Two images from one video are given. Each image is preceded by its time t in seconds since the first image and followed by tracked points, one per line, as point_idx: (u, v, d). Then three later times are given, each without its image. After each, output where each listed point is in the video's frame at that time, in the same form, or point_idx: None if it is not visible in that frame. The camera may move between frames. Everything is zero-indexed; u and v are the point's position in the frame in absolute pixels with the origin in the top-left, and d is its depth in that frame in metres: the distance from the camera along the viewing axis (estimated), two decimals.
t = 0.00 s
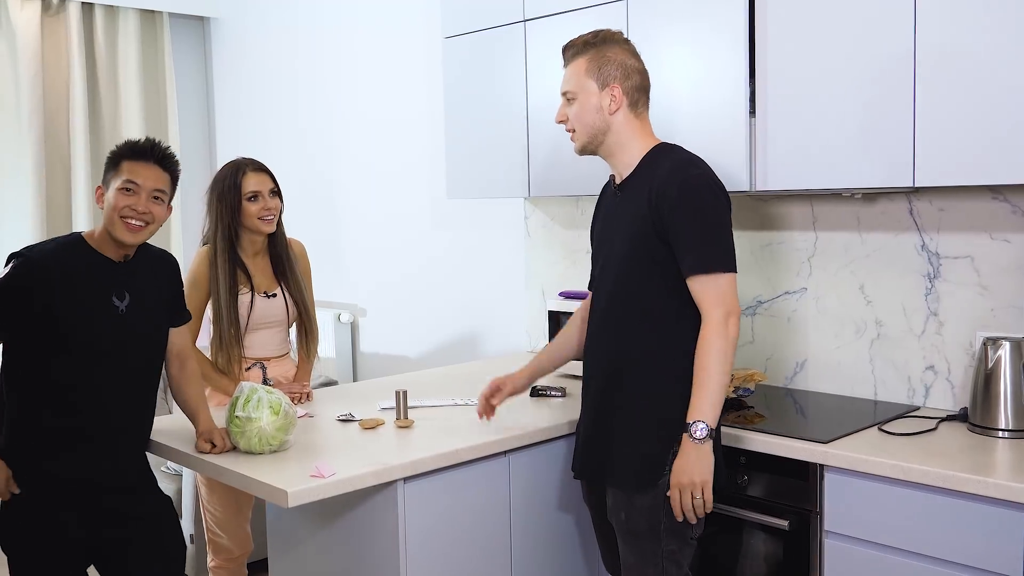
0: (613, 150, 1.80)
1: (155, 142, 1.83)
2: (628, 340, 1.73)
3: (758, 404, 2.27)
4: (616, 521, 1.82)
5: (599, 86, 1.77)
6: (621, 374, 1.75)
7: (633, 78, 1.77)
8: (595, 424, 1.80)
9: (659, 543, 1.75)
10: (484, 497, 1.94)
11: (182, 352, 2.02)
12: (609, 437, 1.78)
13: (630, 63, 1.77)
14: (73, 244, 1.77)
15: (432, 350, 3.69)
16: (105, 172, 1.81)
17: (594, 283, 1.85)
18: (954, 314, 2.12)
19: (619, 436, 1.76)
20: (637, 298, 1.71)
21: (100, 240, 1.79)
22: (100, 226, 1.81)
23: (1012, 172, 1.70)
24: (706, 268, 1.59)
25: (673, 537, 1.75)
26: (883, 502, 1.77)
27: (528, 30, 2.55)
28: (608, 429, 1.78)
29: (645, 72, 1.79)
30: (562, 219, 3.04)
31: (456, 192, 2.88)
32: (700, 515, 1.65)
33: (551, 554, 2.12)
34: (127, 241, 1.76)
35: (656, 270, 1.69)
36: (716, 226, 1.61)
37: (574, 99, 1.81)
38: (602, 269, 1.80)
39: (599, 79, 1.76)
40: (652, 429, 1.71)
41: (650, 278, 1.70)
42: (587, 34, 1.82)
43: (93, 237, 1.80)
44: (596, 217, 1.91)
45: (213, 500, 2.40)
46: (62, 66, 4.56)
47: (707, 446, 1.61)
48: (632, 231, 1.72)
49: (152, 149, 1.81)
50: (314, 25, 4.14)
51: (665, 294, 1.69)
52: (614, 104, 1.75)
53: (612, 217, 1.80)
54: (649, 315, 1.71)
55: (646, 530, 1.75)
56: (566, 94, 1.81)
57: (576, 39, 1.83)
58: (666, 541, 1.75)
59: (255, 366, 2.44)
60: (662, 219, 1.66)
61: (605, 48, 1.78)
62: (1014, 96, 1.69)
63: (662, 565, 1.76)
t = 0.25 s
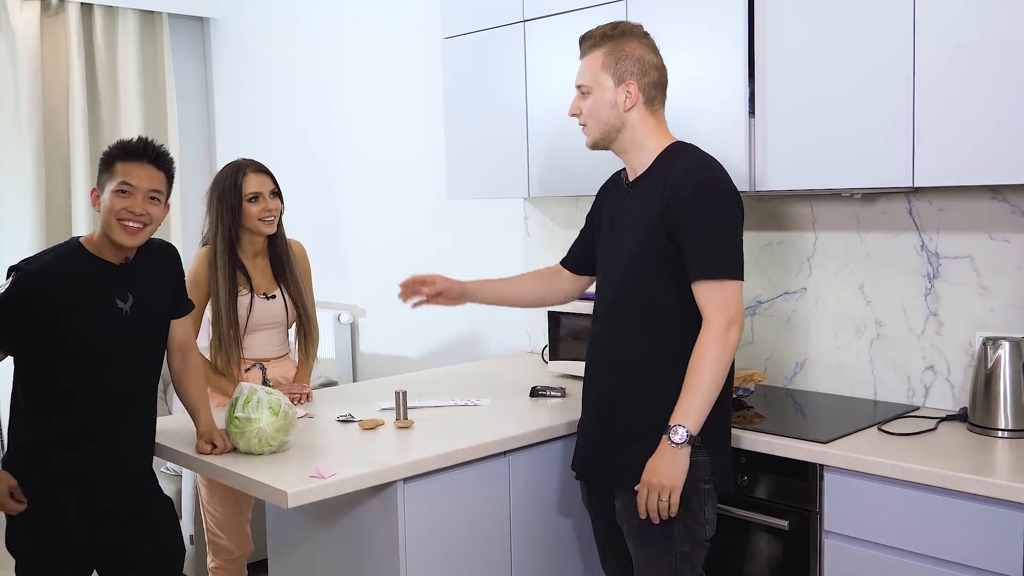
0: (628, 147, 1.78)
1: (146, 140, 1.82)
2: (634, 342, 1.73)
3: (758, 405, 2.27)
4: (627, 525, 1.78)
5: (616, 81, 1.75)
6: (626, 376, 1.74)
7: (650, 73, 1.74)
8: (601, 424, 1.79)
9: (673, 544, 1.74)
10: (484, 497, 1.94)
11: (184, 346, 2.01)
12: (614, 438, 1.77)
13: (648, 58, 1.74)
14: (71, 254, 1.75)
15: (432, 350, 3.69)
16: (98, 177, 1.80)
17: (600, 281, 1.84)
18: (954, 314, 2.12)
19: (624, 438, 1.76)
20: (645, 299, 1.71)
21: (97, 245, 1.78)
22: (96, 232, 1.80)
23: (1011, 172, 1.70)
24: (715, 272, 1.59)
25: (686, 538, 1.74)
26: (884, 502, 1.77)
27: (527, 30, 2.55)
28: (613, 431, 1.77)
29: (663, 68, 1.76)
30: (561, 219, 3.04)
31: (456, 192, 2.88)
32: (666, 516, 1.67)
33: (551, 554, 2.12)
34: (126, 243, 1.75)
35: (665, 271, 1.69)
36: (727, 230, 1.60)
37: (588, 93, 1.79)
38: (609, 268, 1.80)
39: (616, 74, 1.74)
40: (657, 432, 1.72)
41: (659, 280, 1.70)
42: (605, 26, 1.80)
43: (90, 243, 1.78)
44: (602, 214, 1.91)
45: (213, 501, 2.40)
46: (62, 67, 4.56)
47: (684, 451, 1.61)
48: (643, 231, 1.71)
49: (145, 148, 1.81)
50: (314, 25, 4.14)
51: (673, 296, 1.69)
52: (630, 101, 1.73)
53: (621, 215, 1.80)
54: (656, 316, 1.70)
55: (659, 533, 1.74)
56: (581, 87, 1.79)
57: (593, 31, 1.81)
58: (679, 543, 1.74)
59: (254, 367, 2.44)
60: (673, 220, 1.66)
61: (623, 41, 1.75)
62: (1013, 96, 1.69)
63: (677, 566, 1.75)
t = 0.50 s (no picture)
0: (642, 148, 1.77)
1: (147, 148, 1.81)
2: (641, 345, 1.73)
3: (757, 407, 2.27)
4: (639, 530, 1.76)
5: (632, 82, 1.73)
6: (633, 379, 1.74)
7: (667, 74, 1.73)
8: (606, 427, 1.79)
9: (686, 547, 1.73)
10: (484, 500, 1.94)
11: (184, 347, 2.01)
12: (619, 441, 1.77)
13: (665, 58, 1.72)
14: (69, 261, 1.76)
15: (432, 352, 3.69)
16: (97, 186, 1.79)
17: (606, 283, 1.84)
18: (954, 317, 2.12)
19: (629, 441, 1.76)
20: (653, 303, 1.71)
21: (96, 253, 1.77)
22: (94, 240, 1.79)
23: (1010, 174, 1.70)
24: (725, 279, 1.58)
25: (698, 542, 1.74)
26: (883, 504, 1.77)
27: (527, 33, 2.56)
28: (618, 433, 1.77)
29: (679, 69, 1.75)
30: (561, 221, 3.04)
31: (455, 194, 2.88)
32: (644, 516, 1.64)
33: (551, 557, 2.12)
34: (127, 252, 1.75)
35: (675, 275, 1.69)
36: (738, 237, 1.60)
37: (603, 94, 1.77)
38: (617, 270, 1.79)
39: (632, 75, 1.72)
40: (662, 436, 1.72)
41: (668, 285, 1.69)
42: (621, 24, 1.77)
43: (89, 251, 1.78)
44: (608, 214, 1.90)
45: (212, 503, 2.40)
46: (62, 69, 4.56)
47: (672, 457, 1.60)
48: (653, 234, 1.71)
49: (145, 156, 1.80)
50: (314, 27, 4.15)
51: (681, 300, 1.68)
52: (646, 102, 1.72)
53: (630, 217, 1.79)
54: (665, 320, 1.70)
55: (671, 538, 1.73)
56: (596, 88, 1.77)
57: (609, 28, 1.79)
58: (691, 546, 1.74)
59: (255, 369, 2.44)
60: (685, 225, 1.65)
61: (640, 41, 1.73)
62: (1013, 98, 1.69)
63: (691, 568, 1.74)
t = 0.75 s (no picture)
0: (649, 150, 1.76)
1: (145, 150, 1.81)
2: (648, 350, 1.72)
3: (757, 407, 2.27)
4: (647, 530, 1.78)
5: (639, 84, 1.72)
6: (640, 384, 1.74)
7: (675, 76, 1.72)
8: (614, 431, 1.79)
9: (694, 549, 1.73)
10: (484, 500, 1.94)
11: (183, 347, 2.00)
12: (627, 445, 1.77)
13: (673, 60, 1.72)
14: (65, 262, 1.75)
15: (432, 353, 3.69)
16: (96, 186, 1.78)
17: (614, 286, 1.83)
18: (953, 317, 2.12)
19: (636, 445, 1.75)
20: (661, 308, 1.70)
21: (96, 254, 1.77)
22: (94, 240, 1.79)
23: (1010, 174, 1.70)
24: (737, 287, 1.57)
25: (707, 543, 1.73)
26: (883, 505, 1.77)
27: (527, 33, 2.56)
28: (626, 438, 1.77)
29: (687, 71, 1.74)
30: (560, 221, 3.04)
31: (455, 194, 2.88)
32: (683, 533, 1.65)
33: (550, 557, 2.12)
34: (129, 252, 1.75)
35: (684, 282, 1.68)
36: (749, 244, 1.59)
37: (610, 95, 1.76)
38: (625, 274, 1.78)
39: (640, 77, 1.71)
40: (670, 441, 1.71)
41: (678, 291, 1.68)
42: (629, 24, 1.77)
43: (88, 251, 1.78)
44: (615, 216, 1.89)
45: (212, 503, 2.40)
46: (61, 69, 4.56)
47: (704, 472, 1.60)
48: (661, 239, 1.70)
49: (144, 157, 1.80)
50: (313, 28, 4.15)
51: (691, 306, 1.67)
52: (654, 105, 1.71)
53: (637, 221, 1.78)
54: (673, 326, 1.69)
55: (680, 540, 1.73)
56: (603, 89, 1.76)
57: (617, 28, 1.78)
58: (701, 548, 1.73)
59: (255, 369, 2.44)
60: (694, 231, 1.64)
61: (648, 42, 1.72)
62: (1012, 99, 1.69)
63: (699, 569, 1.73)
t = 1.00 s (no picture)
0: (649, 152, 1.76)
1: (145, 149, 1.82)
2: (651, 353, 1.72)
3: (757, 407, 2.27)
4: (649, 529, 1.76)
5: (640, 86, 1.72)
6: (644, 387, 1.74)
7: (677, 78, 1.72)
8: (619, 433, 1.79)
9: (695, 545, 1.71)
10: (484, 499, 1.94)
11: (183, 347, 2.00)
12: (631, 447, 1.77)
13: (675, 63, 1.72)
14: (63, 264, 1.75)
15: (432, 352, 3.69)
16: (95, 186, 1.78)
17: (618, 289, 1.83)
18: (954, 317, 2.12)
19: (640, 448, 1.75)
20: (665, 311, 1.70)
21: (96, 254, 1.78)
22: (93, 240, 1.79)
23: (1009, 173, 1.70)
24: (742, 290, 1.57)
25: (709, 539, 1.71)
26: (884, 504, 1.77)
27: (526, 33, 2.56)
28: (630, 440, 1.77)
29: (689, 73, 1.74)
30: (560, 221, 3.04)
31: (455, 194, 2.88)
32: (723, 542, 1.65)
33: (551, 557, 2.12)
34: (129, 252, 1.75)
35: (687, 285, 1.67)
36: (752, 246, 1.58)
37: (611, 97, 1.76)
38: (629, 277, 1.78)
39: (641, 79, 1.71)
40: (674, 444, 1.71)
41: (681, 294, 1.68)
42: (631, 25, 1.77)
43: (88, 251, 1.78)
44: (618, 219, 1.89)
45: (212, 503, 2.40)
46: (61, 69, 4.56)
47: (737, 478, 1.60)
48: (664, 242, 1.70)
49: (143, 157, 1.80)
50: (313, 28, 4.15)
51: (696, 310, 1.67)
52: (655, 109, 1.71)
53: (640, 224, 1.78)
54: (676, 329, 1.69)
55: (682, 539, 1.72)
56: (603, 92, 1.76)
57: (618, 30, 1.78)
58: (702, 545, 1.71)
59: (256, 369, 2.44)
60: (697, 234, 1.64)
61: (648, 44, 1.72)
62: (1011, 98, 1.69)
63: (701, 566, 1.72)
